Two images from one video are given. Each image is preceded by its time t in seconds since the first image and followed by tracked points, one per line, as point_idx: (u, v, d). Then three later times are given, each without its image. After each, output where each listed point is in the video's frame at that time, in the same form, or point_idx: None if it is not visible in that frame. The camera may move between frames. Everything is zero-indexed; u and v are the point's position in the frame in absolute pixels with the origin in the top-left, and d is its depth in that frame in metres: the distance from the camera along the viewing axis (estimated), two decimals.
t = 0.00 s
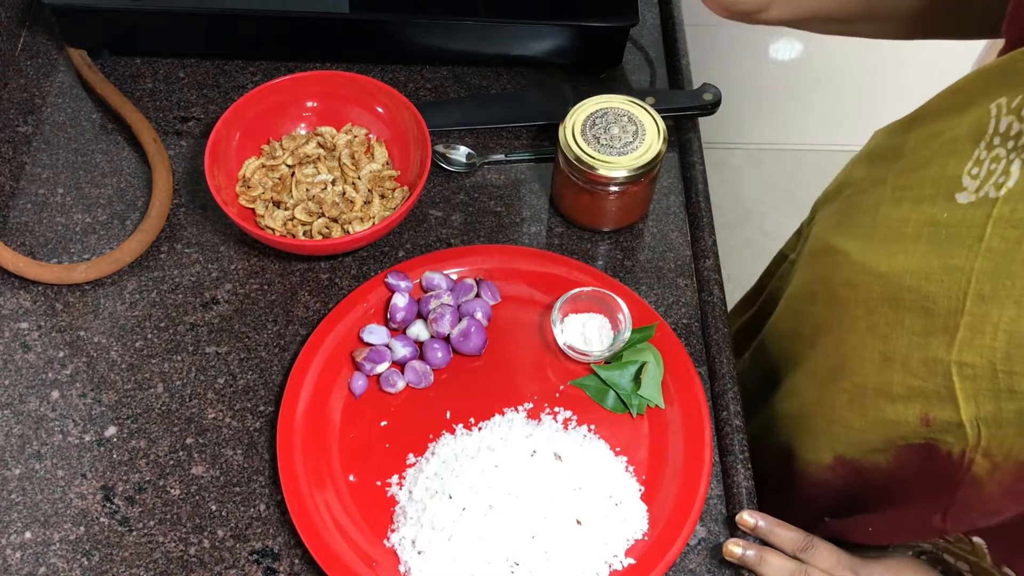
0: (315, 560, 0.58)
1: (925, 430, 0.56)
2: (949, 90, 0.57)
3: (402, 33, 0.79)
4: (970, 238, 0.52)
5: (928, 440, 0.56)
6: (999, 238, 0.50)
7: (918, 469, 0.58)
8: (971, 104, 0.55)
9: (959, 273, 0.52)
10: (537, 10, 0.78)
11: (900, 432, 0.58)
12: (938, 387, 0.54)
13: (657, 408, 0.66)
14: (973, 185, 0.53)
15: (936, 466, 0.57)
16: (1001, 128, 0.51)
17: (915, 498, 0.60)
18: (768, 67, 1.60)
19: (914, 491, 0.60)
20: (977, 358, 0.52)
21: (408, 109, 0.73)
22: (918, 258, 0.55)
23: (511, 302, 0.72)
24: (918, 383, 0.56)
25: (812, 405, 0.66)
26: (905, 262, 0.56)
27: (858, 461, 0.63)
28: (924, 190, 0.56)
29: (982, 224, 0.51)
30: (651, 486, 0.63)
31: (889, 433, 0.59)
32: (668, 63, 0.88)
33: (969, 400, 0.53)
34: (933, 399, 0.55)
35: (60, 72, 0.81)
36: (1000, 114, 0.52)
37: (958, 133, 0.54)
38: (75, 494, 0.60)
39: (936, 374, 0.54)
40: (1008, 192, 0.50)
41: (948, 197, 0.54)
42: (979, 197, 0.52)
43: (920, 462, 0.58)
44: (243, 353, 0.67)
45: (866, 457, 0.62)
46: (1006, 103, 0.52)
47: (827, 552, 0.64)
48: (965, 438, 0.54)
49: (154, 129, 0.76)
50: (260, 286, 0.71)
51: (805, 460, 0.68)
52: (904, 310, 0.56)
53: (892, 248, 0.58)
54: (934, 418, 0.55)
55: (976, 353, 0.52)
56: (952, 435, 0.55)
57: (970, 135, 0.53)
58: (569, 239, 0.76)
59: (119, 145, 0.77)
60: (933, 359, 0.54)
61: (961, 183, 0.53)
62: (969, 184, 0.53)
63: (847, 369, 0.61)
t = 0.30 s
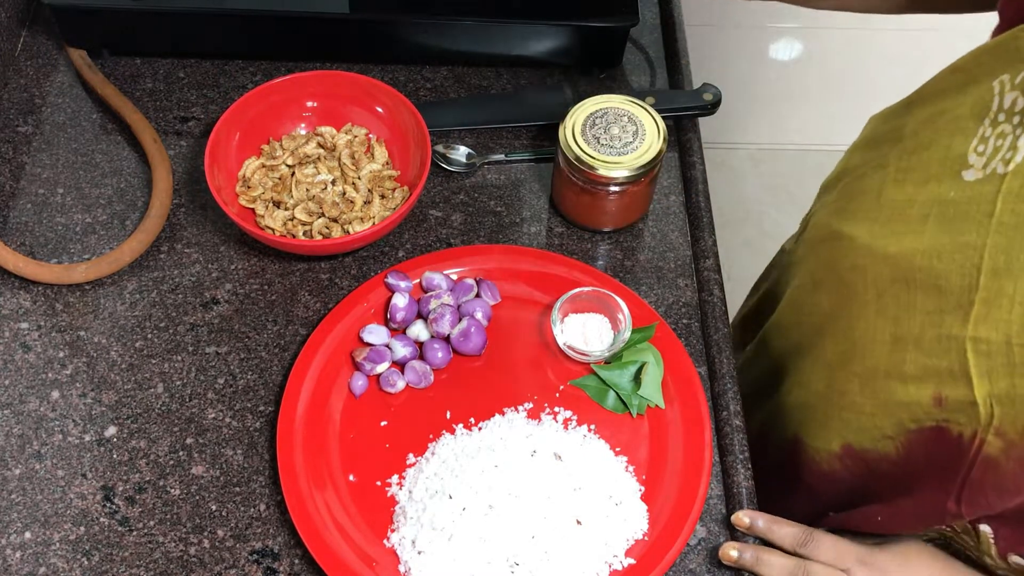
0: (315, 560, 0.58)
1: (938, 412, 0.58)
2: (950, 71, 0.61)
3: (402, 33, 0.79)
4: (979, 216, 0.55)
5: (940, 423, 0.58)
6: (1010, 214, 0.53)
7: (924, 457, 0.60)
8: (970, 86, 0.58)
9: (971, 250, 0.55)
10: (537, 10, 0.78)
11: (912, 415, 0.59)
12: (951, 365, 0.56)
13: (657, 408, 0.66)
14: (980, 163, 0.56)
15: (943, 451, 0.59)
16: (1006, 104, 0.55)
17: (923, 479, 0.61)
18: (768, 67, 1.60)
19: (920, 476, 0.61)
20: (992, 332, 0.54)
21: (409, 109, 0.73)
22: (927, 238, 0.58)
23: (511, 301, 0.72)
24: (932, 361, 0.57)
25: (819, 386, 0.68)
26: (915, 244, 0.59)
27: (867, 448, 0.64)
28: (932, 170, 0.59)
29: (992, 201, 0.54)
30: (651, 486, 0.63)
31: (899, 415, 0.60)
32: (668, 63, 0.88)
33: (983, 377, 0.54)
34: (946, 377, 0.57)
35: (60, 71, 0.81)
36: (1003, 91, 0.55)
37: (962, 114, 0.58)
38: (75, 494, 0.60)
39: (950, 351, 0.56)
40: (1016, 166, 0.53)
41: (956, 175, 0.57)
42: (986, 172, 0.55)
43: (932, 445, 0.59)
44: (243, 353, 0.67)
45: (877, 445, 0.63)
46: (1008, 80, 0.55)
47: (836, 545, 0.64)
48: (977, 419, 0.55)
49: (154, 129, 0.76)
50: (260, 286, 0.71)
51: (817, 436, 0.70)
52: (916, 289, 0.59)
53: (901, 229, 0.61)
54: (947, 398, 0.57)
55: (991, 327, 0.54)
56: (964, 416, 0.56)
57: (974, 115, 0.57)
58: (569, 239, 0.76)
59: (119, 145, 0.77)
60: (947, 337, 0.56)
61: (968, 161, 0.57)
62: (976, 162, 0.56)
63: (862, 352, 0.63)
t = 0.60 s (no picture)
0: (315, 560, 0.58)
1: (944, 368, 0.58)
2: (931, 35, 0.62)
3: (402, 33, 0.79)
4: (975, 171, 0.55)
5: (947, 379, 0.58)
6: (1006, 165, 0.53)
7: (934, 416, 0.60)
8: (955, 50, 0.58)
9: (967, 207, 0.55)
10: (538, 10, 0.78)
11: (919, 372, 0.59)
12: (956, 320, 0.56)
13: (657, 408, 0.66)
14: (971, 120, 0.56)
15: (953, 407, 0.58)
16: (995, 61, 0.55)
17: (928, 436, 0.61)
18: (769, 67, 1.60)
19: (926, 433, 0.61)
20: (995, 285, 0.54)
21: (408, 109, 0.73)
22: (922, 198, 0.58)
23: (510, 301, 0.72)
24: (937, 318, 0.57)
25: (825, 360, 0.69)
26: (910, 205, 0.59)
27: (875, 411, 0.64)
28: (921, 133, 0.59)
29: (987, 156, 0.54)
30: (651, 486, 0.63)
31: (908, 375, 0.60)
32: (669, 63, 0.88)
33: (989, 329, 0.54)
34: (952, 333, 0.57)
35: (60, 71, 0.81)
36: (991, 49, 0.55)
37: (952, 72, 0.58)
38: (76, 494, 0.60)
39: (954, 306, 0.56)
40: (1008, 121, 0.53)
41: (948, 134, 0.57)
42: (977, 130, 0.55)
43: (939, 401, 0.59)
44: (243, 353, 0.67)
45: (884, 407, 0.63)
46: (995, 39, 0.55)
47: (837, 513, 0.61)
48: (984, 371, 0.55)
49: (154, 129, 0.76)
50: (260, 286, 0.71)
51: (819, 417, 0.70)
52: (915, 250, 0.59)
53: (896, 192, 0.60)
54: (954, 353, 0.57)
55: (993, 280, 0.54)
56: (972, 367, 0.56)
57: (962, 74, 0.57)
58: (569, 239, 0.76)
59: (119, 145, 0.77)
60: (950, 293, 0.56)
61: (959, 120, 0.57)
62: (966, 120, 0.56)
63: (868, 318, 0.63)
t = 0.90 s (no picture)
0: (314, 560, 0.58)
1: (966, 351, 0.58)
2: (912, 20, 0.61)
3: (401, 33, 0.79)
4: (978, 159, 0.54)
5: (968, 361, 0.58)
6: (1007, 153, 0.52)
7: (959, 394, 0.60)
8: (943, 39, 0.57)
9: (972, 196, 0.54)
10: (537, 10, 0.78)
11: (939, 357, 0.60)
12: (974, 306, 0.56)
13: (657, 408, 0.66)
14: (965, 110, 0.55)
15: (980, 387, 0.59)
16: (984, 52, 0.53)
17: (953, 412, 0.61)
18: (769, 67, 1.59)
19: (951, 409, 0.61)
20: (1012, 271, 0.53)
21: (408, 109, 0.73)
22: (924, 189, 0.58)
23: (510, 301, 0.72)
24: (953, 305, 0.57)
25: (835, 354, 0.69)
26: (912, 197, 0.59)
27: (894, 399, 0.65)
28: (916, 125, 0.58)
29: (988, 143, 0.53)
30: (651, 486, 0.63)
31: (927, 360, 0.60)
32: (668, 63, 0.88)
33: (1008, 311, 0.54)
34: (970, 318, 0.57)
35: (60, 71, 0.81)
36: (978, 40, 0.53)
37: (938, 64, 0.57)
38: (75, 494, 0.60)
39: (970, 294, 0.56)
40: (1003, 109, 0.52)
41: (943, 124, 0.56)
42: (972, 120, 0.54)
43: (963, 379, 0.59)
44: (243, 353, 0.67)
45: (903, 394, 0.64)
46: (980, 29, 0.53)
47: (864, 480, 0.61)
48: (1009, 350, 0.56)
49: (154, 129, 0.76)
50: (260, 286, 0.71)
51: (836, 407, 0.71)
52: (922, 241, 0.58)
53: (897, 181, 0.60)
54: (974, 336, 0.57)
55: (1009, 266, 0.53)
56: (993, 348, 0.56)
57: (951, 64, 0.56)
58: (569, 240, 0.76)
59: (119, 145, 0.77)
60: (965, 281, 0.56)
61: (952, 110, 0.56)
62: (960, 110, 0.55)
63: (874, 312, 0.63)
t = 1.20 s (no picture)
0: (314, 560, 0.58)
1: (979, 358, 0.58)
2: (899, 36, 0.60)
3: (402, 33, 0.79)
4: (984, 171, 0.53)
5: (981, 367, 0.58)
6: (1014, 163, 0.52)
7: (973, 401, 0.60)
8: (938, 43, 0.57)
9: (978, 208, 0.54)
10: (538, 10, 0.78)
11: (951, 365, 0.60)
12: (988, 315, 0.56)
13: (661, 410, 0.66)
14: (964, 121, 0.54)
15: (994, 391, 0.59)
16: (980, 62, 0.53)
17: (967, 418, 0.61)
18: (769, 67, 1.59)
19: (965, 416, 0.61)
20: None
21: (408, 108, 0.73)
22: (928, 202, 0.57)
23: (511, 302, 0.72)
24: (966, 316, 0.57)
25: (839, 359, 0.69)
26: (915, 210, 0.58)
27: (905, 407, 0.65)
28: (912, 136, 0.58)
29: (992, 154, 0.53)
30: (651, 486, 0.63)
31: (937, 368, 0.60)
32: (668, 63, 0.88)
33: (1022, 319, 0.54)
34: (983, 327, 0.57)
35: (60, 71, 0.81)
36: (974, 51, 0.53)
37: (932, 75, 0.56)
38: (75, 494, 0.60)
39: (982, 305, 0.56)
40: (1005, 120, 0.51)
41: (942, 136, 0.56)
42: (973, 130, 0.54)
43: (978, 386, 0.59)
44: (243, 353, 0.67)
45: (914, 401, 0.64)
46: (973, 40, 0.53)
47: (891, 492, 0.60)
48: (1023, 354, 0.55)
49: (154, 129, 0.76)
50: (260, 286, 0.71)
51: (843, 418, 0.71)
52: (929, 252, 0.58)
53: (896, 186, 0.60)
54: (988, 344, 0.57)
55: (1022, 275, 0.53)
56: (1007, 355, 0.56)
57: (947, 75, 0.56)
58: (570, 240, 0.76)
59: (119, 145, 0.77)
60: (977, 291, 0.56)
61: (951, 121, 0.55)
62: (960, 121, 0.55)
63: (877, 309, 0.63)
